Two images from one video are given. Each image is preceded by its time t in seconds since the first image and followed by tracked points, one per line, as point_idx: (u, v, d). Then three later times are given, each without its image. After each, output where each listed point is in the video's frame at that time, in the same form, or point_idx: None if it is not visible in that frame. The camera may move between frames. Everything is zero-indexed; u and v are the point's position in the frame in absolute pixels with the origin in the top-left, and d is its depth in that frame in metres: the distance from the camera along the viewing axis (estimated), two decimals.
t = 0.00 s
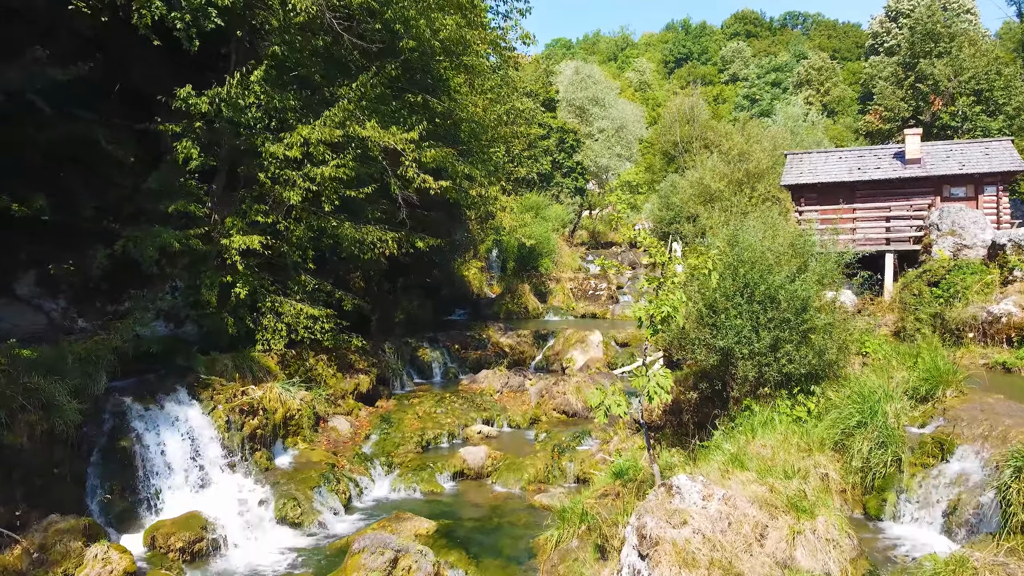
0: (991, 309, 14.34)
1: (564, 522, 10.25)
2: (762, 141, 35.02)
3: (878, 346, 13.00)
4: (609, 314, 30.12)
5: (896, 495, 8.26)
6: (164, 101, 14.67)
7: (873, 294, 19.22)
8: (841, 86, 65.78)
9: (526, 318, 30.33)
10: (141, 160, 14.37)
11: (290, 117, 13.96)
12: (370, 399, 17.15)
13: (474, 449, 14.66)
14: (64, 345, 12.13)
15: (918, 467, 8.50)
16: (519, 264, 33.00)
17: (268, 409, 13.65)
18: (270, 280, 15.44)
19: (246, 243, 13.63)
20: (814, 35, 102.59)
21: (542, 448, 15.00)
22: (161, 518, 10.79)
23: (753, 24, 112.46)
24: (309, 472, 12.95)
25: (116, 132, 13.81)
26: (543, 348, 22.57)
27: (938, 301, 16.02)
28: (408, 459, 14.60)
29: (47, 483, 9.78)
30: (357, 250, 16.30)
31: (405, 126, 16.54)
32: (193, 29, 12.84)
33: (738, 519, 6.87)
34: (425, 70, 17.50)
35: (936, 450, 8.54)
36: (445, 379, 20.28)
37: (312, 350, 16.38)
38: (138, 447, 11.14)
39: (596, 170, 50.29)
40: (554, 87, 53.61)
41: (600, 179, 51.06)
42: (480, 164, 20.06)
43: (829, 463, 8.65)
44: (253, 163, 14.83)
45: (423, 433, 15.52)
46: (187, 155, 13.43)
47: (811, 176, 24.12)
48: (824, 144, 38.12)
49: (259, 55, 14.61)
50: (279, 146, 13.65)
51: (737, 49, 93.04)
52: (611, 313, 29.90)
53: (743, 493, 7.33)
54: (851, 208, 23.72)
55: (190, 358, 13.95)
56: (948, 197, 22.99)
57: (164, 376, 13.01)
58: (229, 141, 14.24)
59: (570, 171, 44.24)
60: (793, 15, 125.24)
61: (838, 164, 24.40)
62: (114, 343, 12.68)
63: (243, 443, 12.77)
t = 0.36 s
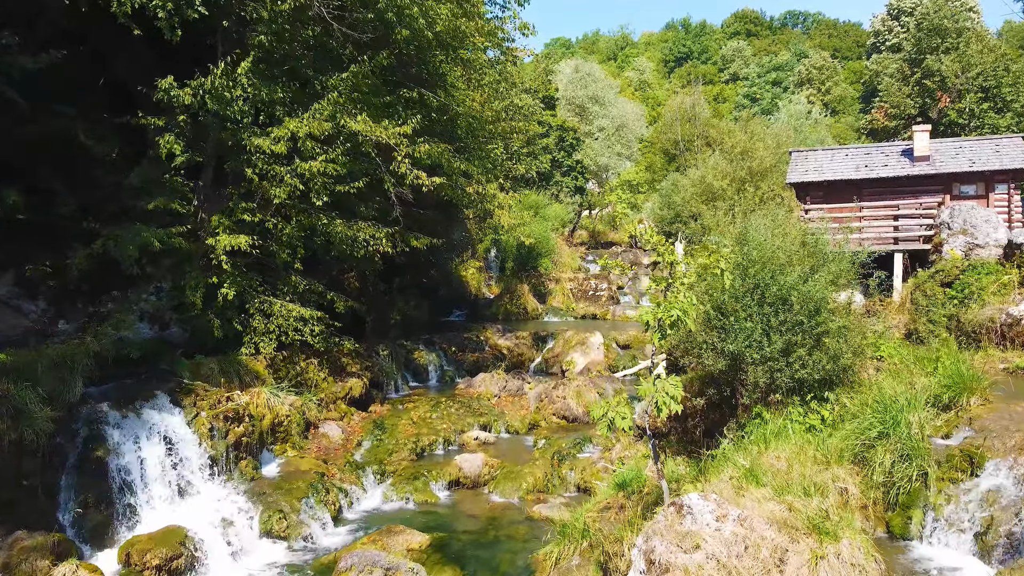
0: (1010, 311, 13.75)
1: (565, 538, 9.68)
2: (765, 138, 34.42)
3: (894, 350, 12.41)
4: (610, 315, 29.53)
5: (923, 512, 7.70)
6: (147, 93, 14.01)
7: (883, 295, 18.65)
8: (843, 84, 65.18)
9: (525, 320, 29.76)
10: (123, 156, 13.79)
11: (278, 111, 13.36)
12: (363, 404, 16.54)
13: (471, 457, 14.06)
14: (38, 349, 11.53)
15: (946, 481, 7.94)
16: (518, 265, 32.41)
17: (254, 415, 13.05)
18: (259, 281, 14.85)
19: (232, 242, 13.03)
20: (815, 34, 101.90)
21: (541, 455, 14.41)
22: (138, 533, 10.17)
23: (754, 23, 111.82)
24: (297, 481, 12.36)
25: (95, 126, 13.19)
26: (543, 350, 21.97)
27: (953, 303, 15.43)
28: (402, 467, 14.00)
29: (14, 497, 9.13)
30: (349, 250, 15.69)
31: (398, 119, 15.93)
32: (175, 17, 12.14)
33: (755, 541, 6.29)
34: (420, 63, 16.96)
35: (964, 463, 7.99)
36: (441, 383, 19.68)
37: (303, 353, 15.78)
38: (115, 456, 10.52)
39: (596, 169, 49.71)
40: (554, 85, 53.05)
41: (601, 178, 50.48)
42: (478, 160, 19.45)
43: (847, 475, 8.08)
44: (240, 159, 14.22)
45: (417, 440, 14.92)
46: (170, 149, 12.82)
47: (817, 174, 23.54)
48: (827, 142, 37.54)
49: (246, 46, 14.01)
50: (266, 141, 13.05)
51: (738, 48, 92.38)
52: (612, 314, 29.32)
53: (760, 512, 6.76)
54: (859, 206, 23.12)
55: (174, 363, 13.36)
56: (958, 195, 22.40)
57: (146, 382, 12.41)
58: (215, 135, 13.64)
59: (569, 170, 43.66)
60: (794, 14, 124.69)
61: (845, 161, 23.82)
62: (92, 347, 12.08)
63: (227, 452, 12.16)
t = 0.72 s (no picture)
0: None
1: (564, 557, 9.09)
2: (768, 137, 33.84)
3: (910, 355, 11.82)
4: (610, 317, 28.95)
5: (952, 534, 7.05)
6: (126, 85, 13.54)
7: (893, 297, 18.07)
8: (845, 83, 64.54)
9: (524, 321, 29.18)
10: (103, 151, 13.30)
11: (264, 105, 12.76)
12: (356, 410, 15.97)
13: (467, 466, 13.48)
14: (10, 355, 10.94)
15: (977, 501, 7.21)
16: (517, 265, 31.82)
17: (239, 424, 12.47)
18: (247, 282, 14.27)
19: (217, 242, 12.47)
20: (816, 33, 101.28)
21: (540, 464, 13.83)
22: (112, 551, 9.61)
23: (755, 23, 111.19)
24: (284, 493, 11.77)
25: (73, 120, 12.65)
26: (542, 353, 21.39)
27: (968, 306, 14.84)
28: (395, 476, 13.42)
29: None
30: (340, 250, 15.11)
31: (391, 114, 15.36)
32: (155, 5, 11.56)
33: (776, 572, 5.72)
34: (416, 57, 16.97)
35: (998, 481, 7.22)
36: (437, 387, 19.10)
37: (293, 358, 15.20)
38: (88, 470, 9.93)
39: (596, 168, 49.12)
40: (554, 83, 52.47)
41: (601, 178, 49.88)
42: (474, 157, 18.87)
43: (869, 494, 7.58)
44: (226, 155, 13.64)
45: (410, 448, 14.32)
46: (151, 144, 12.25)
47: (823, 172, 22.98)
48: (831, 140, 36.97)
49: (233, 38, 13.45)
50: (252, 136, 12.48)
51: (738, 46, 91.70)
52: (612, 316, 28.74)
53: (779, 539, 6.18)
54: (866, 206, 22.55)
55: (157, 369, 12.80)
56: (969, 194, 21.81)
57: (125, 389, 11.83)
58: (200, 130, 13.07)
59: (569, 169, 43.07)
60: (795, 13, 124.11)
61: (851, 159, 23.25)
62: (68, 352, 11.50)
63: (210, 462, 11.58)
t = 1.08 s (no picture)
0: None
1: None
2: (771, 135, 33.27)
3: (927, 363, 11.23)
4: (610, 319, 28.34)
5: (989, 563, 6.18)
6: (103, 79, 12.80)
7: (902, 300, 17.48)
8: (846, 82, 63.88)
9: (523, 324, 28.58)
10: (82, 149, 12.66)
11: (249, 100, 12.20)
12: (347, 418, 15.38)
13: (462, 478, 12.87)
14: None
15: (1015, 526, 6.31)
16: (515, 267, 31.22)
17: (222, 435, 11.89)
18: (233, 285, 13.69)
19: (199, 243, 11.89)
20: (817, 32, 100.68)
21: (538, 475, 13.25)
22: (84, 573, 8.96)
23: (755, 22, 110.63)
24: (268, 508, 11.18)
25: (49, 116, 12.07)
26: (541, 357, 20.80)
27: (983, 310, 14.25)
28: (387, 488, 12.81)
29: None
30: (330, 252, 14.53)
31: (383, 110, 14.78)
32: None
33: None
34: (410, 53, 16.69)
35: None
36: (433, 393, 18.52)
37: (281, 364, 14.63)
38: (58, 485, 9.32)
39: (596, 168, 48.55)
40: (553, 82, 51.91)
41: (600, 177, 49.32)
42: (470, 156, 18.29)
43: (895, 519, 6.97)
44: (210, 153, 13.07)
45: (403, 458, 13.72)
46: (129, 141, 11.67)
47: (829, 171, 22.42)
48: (835, 139, 36.41)
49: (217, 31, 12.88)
50: (236, 133, 11.89)
51: (739, 45, 91.07)
52: (612, 318, 28.15)
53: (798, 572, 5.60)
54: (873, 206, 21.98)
55: (136, 377, 12.26)
56: (978, 193, 21.24)
57: (101, 398, 11.26)
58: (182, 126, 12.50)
59: (568, 168, 42.49)
60: (796, 11, 123.62)
61: (858, 158, 22.70)
62: (41, 359, 10.93)
63: (191, 476, 10.98)
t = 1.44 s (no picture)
0: None
1: None
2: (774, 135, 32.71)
3: (945, 375, 10.67)
4: (610, 323, 27.78)
5: None
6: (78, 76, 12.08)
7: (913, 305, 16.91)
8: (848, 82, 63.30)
9: (521, 328, 28.01)
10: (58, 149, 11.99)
11: (233, 98, 11.63)
12: (338, 429, 14.79)
13: (456, 493, 12.30)
14: None
15: None
16: (514, 269, 30.63)
17: (204, 450, 11.32)
18: (218, 291, 13.11)
19: (181, 249, 11.31)
20: (818, 32, 100.05)
21: (537, 490, 12.68)
22: None
23: (754, 22, 110.19)
24: (251, 528, 10.60)
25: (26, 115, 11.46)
26: (539, 363, 20.24)
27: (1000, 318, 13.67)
28: (378, 505, 12.22)
29: None
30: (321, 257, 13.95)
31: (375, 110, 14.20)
32: None
33: None
34: (406, 52, 16.24)
35: None
36: (428, 401, 17.95)
37: (269, 373, 14.05)
38: (25, 507, 8.73)
39: (596, 168, 47.97)
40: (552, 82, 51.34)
41: (600, 178, 48.74)
42: (467, 156, 17.72)
43: (923, 551, 6.37)
44: (193, 153, 12.50)
45: (395, 472, 13.15)
46: (106, 141, 11.09)
47: (835, 172, 21.88)
48: (838, 140, 35.84)
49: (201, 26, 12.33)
50: (219, 132, 11.30)
51: (739, 45, 90.42)
52: (613, 322, 27.58)
53: None
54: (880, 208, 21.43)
55: (115, 389, 11.67)
56: (988, 195, 20.72)
57: (77, 413, 10.68)
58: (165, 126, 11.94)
59: (567, 168, 41.90)
60: (796, 11, 123.18)
61: (865, 159, 22.13)
62: (12, 371, 10.35)
63: (170, 495, 10.38)
